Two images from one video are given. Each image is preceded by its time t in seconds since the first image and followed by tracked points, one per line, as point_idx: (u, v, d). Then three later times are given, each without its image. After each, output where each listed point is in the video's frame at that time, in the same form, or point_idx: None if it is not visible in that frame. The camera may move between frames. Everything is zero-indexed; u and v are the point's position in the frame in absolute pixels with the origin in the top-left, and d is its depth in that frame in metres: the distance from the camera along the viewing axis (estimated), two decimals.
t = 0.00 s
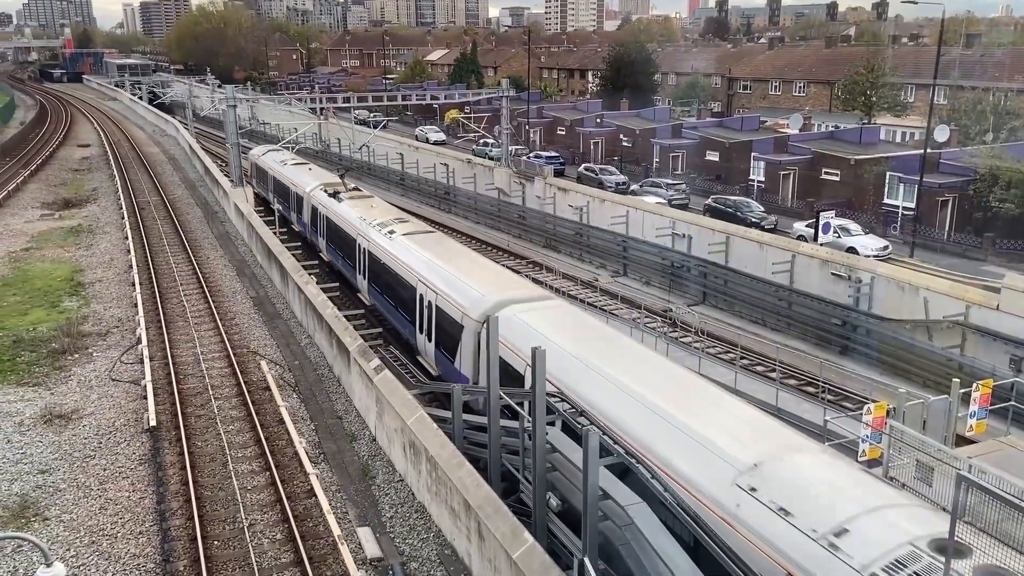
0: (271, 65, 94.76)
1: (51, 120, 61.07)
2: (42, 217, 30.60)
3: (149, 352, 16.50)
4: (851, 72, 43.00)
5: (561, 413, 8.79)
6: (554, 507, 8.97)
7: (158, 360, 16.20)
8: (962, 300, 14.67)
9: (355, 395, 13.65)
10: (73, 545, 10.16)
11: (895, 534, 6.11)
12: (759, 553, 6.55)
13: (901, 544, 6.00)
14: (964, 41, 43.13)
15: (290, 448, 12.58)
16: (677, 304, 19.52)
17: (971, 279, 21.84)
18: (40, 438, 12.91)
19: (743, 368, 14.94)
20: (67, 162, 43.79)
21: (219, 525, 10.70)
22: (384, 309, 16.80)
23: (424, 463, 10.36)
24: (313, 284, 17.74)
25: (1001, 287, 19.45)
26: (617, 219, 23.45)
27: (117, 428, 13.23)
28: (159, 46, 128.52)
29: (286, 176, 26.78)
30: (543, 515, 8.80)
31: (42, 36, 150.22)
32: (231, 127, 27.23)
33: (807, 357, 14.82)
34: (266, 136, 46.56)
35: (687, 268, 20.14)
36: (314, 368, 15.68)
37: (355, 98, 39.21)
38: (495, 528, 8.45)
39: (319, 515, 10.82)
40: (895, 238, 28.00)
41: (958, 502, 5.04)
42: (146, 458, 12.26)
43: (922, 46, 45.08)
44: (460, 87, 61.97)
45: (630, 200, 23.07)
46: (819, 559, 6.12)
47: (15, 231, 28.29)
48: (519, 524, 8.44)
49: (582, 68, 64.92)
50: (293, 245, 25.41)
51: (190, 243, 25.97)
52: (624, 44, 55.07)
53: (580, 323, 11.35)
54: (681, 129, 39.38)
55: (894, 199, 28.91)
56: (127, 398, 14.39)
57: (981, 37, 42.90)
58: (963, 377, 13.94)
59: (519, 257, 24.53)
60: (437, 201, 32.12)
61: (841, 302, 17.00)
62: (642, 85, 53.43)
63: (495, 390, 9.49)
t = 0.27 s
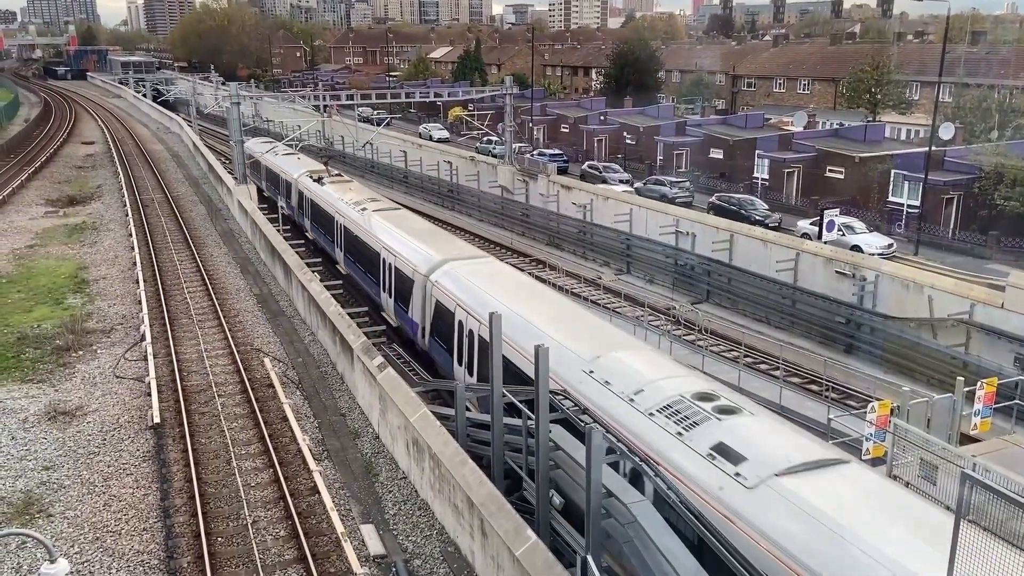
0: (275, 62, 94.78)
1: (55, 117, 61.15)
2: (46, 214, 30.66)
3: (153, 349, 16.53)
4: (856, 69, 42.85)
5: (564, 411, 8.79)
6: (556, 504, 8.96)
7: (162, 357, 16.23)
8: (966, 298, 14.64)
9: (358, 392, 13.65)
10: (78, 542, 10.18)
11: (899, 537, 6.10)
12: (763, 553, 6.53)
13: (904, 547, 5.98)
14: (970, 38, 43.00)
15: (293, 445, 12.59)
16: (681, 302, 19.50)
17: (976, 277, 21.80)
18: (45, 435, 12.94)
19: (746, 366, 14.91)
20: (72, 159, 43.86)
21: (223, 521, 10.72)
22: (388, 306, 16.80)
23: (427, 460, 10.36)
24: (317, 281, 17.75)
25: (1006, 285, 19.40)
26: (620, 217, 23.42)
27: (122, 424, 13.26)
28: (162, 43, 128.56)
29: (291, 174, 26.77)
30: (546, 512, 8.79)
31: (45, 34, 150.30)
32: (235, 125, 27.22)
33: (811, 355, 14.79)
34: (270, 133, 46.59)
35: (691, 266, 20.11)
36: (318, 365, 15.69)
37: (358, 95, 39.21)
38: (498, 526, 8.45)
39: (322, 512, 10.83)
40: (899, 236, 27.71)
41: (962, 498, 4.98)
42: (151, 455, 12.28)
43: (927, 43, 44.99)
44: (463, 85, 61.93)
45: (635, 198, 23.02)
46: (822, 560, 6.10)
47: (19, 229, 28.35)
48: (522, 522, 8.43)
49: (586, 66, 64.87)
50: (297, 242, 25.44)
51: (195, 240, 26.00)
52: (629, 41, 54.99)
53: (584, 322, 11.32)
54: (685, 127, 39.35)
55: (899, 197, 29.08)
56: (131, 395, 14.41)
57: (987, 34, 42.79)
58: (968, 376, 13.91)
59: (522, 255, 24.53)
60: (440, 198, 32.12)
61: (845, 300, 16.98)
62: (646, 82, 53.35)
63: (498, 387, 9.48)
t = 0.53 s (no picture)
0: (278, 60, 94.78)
1: (59, 115, 61.25)
2: (49, 211, 30.71)
3: (156, 346, 16.55)
4: (860, 67, 42.66)
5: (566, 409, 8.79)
6: (559, 503, 8.96)
7: (165, 355, 16.25)
8: (970, 296, 14.60)
9: (361, 390, 13.66)
10: (81, 538, 10.21)
11: (901, 534, 6.12)
12: (766, 551, 6.55)
13: (907, 545, 6.01)
14: (973, 36, 42.93)
15: (297, 443, 12.61)
16: (684, 300, 19.49)
17: (980, 275, 21.76)
18: (48, 432, 12.98)
19: (749, 364, 14.91)
20: (75, 156, 43.96)
21: (227, 518, 10.74)
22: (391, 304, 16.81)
23: (430, 458, 10.37)
24: (320, 279, 17.77)
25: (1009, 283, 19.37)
26: (623, 215, 23.40)
27: (125, 422, 13.29)
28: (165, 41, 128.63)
29: (294, 172, 26.81)
30: (549, 510, 8.83)
31: (49, 31, 150.92)
32: (239, 122, 27.23)
33: (814, 354, 14.78)
34: (273, 131, 46.65)
35: (694, 265, 20.10)
36: (321, 363, 15.71)
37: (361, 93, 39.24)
38: (501, 523, 8.46)
39: (325, 509, 10.85)
40: (902, 234, 27.80)
41: (965, 497, 4.96)
42: (154, 452, 12.31)
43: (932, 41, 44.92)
44: (466, 83, 61.90)
45: (638, 196, 23.01)
46: (825, 559, 6.12)
47: (23, 226, 28.40)
48: (525, 520, 8.43)
49: (589, 64, 64.85)
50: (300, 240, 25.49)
51: (198, 238, 26.04)
52: (632, 39, 54.95)
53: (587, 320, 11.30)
54: (688, 125, 39.37)
55: (902, 194, 28.90)
56: (134, 392, 14.44)
57: (991, 32, 42.71)
58: (971, 374, 13.89)
59: (525, 253, 24.54)
60: (443, 196, 32.13)
61: (848, 298, 16.96)
62: (649, 80, 53.28)
63: (501, 386, 9.50)
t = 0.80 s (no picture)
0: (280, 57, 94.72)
1: (62, 113, 61.32)
2: (52, 209, 30.75)
3: (159, 344, 16.58)
4: (864, 65, 42.40)
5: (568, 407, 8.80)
6: (561, 501, 8.98)
7: (168, 353, 16.28)
8: (973, 295, 14.56)
9: (364, 388, 13.68)
10: (84, 536, 10.24)
11: (903, 532, 6.13)
12: (769, 549, 6.55)
13: (910, 544, 6.00)
14: (977, 34, 42.81)
15: (299, 441, 12.62)
16: (686, 299, 19.49)
17: (983, 274, 21.72)
18: (52, 429, 13.01)
19: (752, 363, 14.90)
20: (78, 154, 44.03)
21: (229, 516, 10.76)
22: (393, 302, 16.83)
23: (433, 456, 10.38)
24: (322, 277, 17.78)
25: (1012, 281, 19.36)
26: (626, 214, 23.39)
27: (128, 419, 13.32)
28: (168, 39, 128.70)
29: (296, 170, 26.82)
30: (552, 507, 8.85)
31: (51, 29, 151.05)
32: (241, 120, 27.22)
33: (817, 353, 14.78)
34: (275, 129, 46.67)
35: (697, 263, 20.09)
36: (323, 361, 15.73)
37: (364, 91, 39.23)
38: (503, 522, 8.48)
39: (328, 507, 10.86)
40: (905, 233, 27.71)
41: (967, 495, 4.95)
42: (157, 450, 12.33)
43: (935, 40, 44.86)
44: (468, 81, 61.87)
45: (640, 194, 23.00)
46: (827, 558, 6.12)
47: (26, 224, 28.45)
48: (528, 518, 8.45)
49: (592, 62, 64.78)
50: (302, 238, 25.51)
51: (200, 236, 26.07)
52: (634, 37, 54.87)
53: (589, 318, 11.30)
54: (691, 124, 39.38)
55: (905, 193, 28.76)
56: (137, 390, 14.47)
57: (994, 30, 42.63)
58: (973, 373, 13.85)
59: (527, 252, 24.53)
60: (445, 194, 32.12)
61: (851, 297, 16.93)
62: (652, 78, 53.23)
63: (503, 384, 9.51)
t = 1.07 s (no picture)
0: (282, 55, 94.65)
1: (64, 111, 61.39)
2: (54, 207, 30.77)
3: (161, 342, 16.60)
4: (866, 63, 42.26)
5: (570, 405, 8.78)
6: (563, 499, 8.98)
7: (170, 351, 16.29)
8: (975, 294, 14.55)
9: (366, 386, 13.68)
10: (86, 534, 10.26)
11: (906, 532, 6.14)
12: (771, 549, 6.55)
13: (914, 545, 6.00)
14: (979, 32, 42.76)
15: (301, 439, 12.63)
16: (688, 297, 19.48)
17: (985, 273, 21.69)
18: (54, 428, 13.02)
19: (753, 361, 14.89)
20: (80, 152, 44.07)
21: (231, 514, 10.77)
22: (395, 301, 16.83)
23: (434, 454, 10.38)
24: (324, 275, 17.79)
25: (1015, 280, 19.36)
26: (628, 212, 23.38)
27: (130, 417, 13.33)
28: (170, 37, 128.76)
29: (299, 168, 26.84)
30: (553, 506, 8.85)
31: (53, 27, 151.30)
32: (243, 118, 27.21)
33: (819, 351, 14.77)
34: (277, 127, 46.69)
35: (698, 262, 20.08)
36: (325, 359, 15.74)
37: (366, 89, 39.22)
38: (505, 520, 8.47)
39: (329, 505, 10.87)
40: (907, 231, 27.71)
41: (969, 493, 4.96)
42: (159, 448, 12.34)
43: (938, 38, 44.82)
44: (471, 79, 61.85)
45: (642, 192, 22.98)
46: (831, 559, 6.11)
47: (28, 222, 28.48)
48: (530, 517, 8.44)
49: (593, 60, 64.75)
50: (304, 236, 25.52)
51: (202, 234, 26.08)
52: (636, 35, 54.84)
53: (591, 317, 11.31)
54: (693, 122, 39.41)
55: (907, 191, 28.66)
56: (139, 388, 14.48)
57: (996, 29, 42.59)
58: (976, 372, 13.86)
59: (529, 250, 24.51)
60: (447, 192, 32.10)
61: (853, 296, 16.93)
62: (654, 77, 53.17)
63: (506, 382, 9.50)
